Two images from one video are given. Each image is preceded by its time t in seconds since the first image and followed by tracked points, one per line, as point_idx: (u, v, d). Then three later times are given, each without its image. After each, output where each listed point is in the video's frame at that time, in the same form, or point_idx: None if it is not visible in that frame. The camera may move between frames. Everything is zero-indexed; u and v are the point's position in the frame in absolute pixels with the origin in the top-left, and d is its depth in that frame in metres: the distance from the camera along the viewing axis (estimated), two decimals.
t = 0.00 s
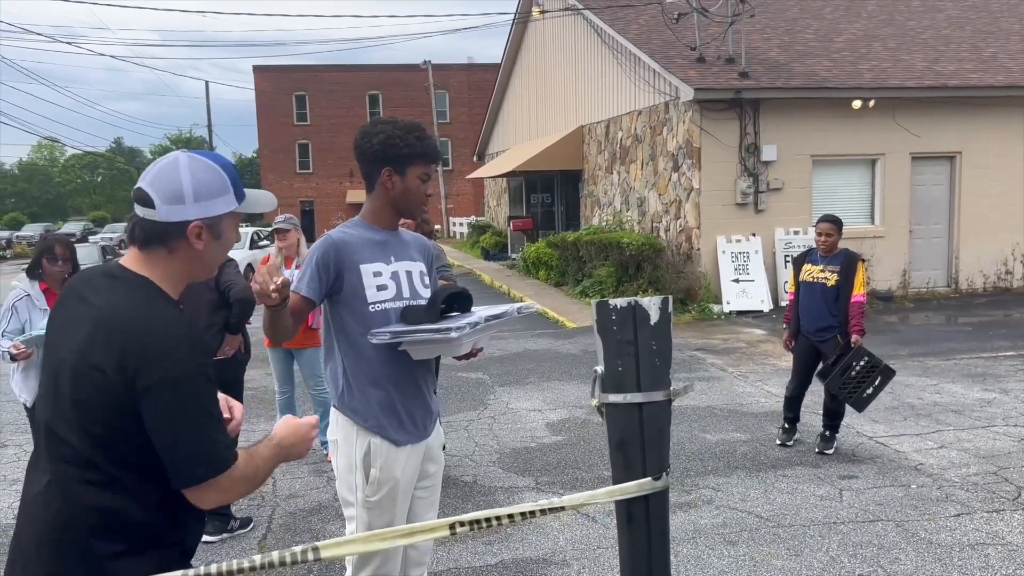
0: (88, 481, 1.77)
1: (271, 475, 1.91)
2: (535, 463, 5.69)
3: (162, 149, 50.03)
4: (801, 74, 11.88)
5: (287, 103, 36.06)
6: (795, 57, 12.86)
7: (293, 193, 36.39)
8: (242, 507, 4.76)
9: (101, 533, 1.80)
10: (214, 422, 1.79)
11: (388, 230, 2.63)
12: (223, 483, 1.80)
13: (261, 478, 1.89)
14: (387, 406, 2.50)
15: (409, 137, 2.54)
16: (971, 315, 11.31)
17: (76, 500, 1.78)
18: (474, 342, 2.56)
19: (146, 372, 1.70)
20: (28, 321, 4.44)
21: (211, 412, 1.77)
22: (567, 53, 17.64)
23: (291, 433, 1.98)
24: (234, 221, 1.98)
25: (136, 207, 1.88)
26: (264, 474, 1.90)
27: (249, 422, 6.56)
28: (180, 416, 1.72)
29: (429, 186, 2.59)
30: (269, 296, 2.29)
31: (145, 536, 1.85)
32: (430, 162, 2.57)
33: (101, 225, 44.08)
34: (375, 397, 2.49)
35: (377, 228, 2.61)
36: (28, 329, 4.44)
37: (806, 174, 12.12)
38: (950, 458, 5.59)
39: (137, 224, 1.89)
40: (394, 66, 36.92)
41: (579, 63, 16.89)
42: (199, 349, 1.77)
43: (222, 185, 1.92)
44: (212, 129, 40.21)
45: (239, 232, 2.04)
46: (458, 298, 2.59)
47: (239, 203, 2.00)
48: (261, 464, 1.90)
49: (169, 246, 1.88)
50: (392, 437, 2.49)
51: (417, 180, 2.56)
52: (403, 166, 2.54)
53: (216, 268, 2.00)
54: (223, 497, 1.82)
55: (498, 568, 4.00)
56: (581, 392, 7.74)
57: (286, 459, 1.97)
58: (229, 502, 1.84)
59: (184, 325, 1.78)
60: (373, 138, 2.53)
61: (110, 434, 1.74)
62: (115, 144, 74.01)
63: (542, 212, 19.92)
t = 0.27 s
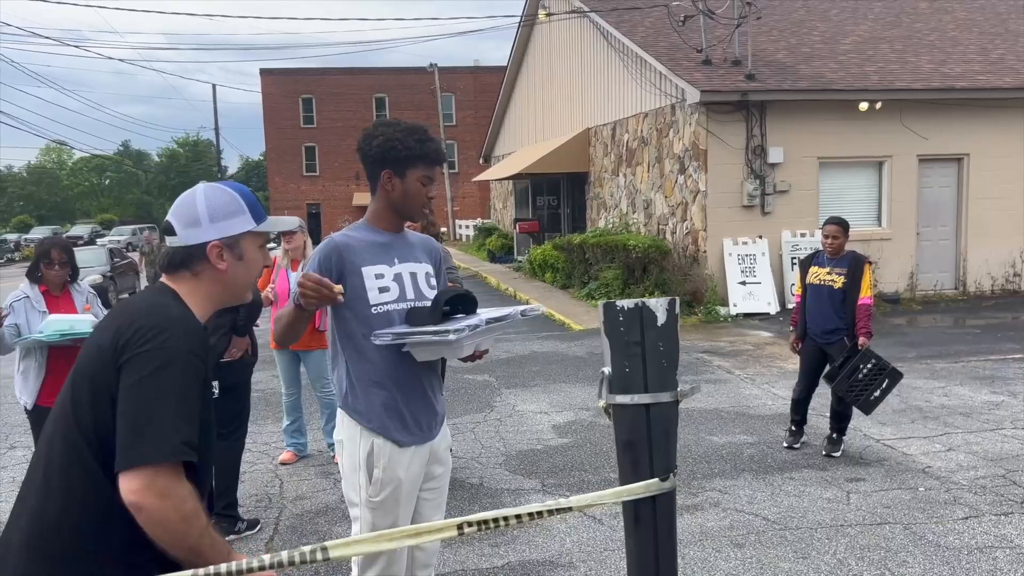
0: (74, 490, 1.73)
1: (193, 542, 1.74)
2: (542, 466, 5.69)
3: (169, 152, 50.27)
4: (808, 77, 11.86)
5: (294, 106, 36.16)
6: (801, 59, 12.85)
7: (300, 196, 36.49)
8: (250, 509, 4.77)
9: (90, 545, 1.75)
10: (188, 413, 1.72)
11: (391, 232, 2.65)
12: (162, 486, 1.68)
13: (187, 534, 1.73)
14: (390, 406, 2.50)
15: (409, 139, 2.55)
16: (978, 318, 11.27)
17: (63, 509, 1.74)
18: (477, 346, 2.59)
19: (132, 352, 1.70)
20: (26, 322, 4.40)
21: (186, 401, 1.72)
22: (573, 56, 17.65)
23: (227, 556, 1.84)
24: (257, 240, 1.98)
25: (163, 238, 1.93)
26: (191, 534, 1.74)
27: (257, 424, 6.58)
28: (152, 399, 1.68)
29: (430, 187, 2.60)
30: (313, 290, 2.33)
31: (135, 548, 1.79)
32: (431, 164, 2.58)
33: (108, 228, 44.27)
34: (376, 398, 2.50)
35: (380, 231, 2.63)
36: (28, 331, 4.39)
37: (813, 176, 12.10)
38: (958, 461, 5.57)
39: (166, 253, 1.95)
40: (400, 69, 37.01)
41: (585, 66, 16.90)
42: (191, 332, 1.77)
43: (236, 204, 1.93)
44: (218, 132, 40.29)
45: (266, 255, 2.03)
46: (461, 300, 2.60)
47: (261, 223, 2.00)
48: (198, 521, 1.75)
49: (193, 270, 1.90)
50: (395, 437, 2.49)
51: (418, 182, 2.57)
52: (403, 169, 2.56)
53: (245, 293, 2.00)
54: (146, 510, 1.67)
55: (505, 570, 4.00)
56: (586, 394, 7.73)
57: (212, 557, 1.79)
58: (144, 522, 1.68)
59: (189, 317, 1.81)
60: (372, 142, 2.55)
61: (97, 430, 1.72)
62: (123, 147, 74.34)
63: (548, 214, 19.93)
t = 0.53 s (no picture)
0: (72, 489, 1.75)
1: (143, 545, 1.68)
2: (547, 468, 5.69)
3: (176, 155, 50.43)
4: (814, 79, 11.84)
5: (300, 109, 36.24)
6: (808, 62, 12.83)
7: (305, 198, 36.56)
8: (256, 510, 4.79)
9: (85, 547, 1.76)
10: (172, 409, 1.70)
11: (392, 235, 2.67)
12: (128, 475, 1.64)
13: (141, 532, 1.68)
14: (382, 409, 2.57)
15: (401, 140, 2.56)
16: (985, 321, 11.23)
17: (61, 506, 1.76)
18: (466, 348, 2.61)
19: (128, 344, 1.71)
20: (25, 326, 4.48)
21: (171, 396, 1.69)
22: (579, 58, 17.66)
23: (183, 573, 1.77)
24: (269, 248, 1.99)
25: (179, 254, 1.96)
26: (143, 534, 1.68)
27: (263, 426, 6.60)
28: (137, 389, 1.66)
29: (426, 187, 2.61)
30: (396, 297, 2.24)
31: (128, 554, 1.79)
32: (426, 163, 2.59)
33: (115, 230, 44.40)
34: (370, 400, 2.58)
35: (379, 235, 2.66)
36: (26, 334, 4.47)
37: (819, 179, 12.08)
38: (964, 464, 5.56)
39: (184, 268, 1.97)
40: (406, 72, 37.07)
41: (591, 69, 16.90)
42: (190, 328, 1.77)
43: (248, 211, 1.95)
44: (225, 134, 40.39)
45: (282, 264, 2.04)
46: (452, 304, 2.59)
47: (274, 232, 2.01)
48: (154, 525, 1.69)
49: (208, 281, 1.92)
50: (387, 438, 2.56)
51: (413, 182, 2.57)
52: (398, 170, 2.57)
53: (262, 304, 2.00)
54: (103, 494, 1.63)
55: (510, 573, 4.01)
56: (592, 397, 7.72)
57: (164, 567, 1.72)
58: (100, 506, 1.64)
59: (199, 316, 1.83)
60: (366, 146, 2.57)
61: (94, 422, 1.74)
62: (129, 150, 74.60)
63: (554, 217, 19.94)
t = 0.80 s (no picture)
0: (80, 485, 1.80)
1: (221, 520, 1.80)
2: (555, 472, 5.69)
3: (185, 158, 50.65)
4: (822, 84, 11.82)
5: (308, 112, 36.36)
6: (816, 66, 12.80)
7: (314, 201, 36.66)
8: (264, 512, 4.80)
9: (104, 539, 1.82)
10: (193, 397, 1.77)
11: (401, 238, 2.69)
12: (179, 469, 1.72)
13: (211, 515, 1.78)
14: (389, 411, 2.58)
15: (395, 142, 2.58)
16: (995, 327, 11.18)
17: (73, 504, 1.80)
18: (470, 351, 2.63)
19: (136, 340, 1.73)
20: (28, 326, 4.51)
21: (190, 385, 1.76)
22: (587, 62, 17.66)
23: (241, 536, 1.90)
24: (242, 208, 1.98)
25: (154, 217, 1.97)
26: (214, 513, 1.78)
27: (270, 428, 6.61)
28: (159, 385, 1.71)
29: (426, 187, 2.62)
30: (435, 287, 2.29)
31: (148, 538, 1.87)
32: (423, 162, 2.59)
33: (124, 232, 44.58)
34: (377, 403, 2.59)
35: (387, 238, 2.67)
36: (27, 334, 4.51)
37: (827, 184, 12.06)
38: (974, 471, 5.53)
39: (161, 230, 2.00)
40: (414, 76, 37.16)
41: (599, 73, 16.90)
42: (190, 314, 1.80)
43: (217, 171, 1.94)
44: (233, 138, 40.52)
45: (258, 224, 2.04)
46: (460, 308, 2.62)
47: (246, 189, 2.00)
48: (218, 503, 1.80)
49: (182, 244, 1.94)
50: (394, 440, 2.57)
51: (413, 183, 2.59)
52: (397, 172, 2.58)
53: (241, 263, 2.01)
54: (160, 495, 1.71)
55: None
56: (599, 401, 7.71)
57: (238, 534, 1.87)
58: (167, 505, 1.72)
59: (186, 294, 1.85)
60: (370, 150, 2.59)
61: (106, 414, 1.77)
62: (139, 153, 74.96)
63: (561, 220, 19.94)
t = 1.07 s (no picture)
0: (88, 479, 1.82)
1: (223, 489, 1.83)
2: (561, 475, 5.69)
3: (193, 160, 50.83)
4: (831, 88, 11.80)
5: (316, 115, 36.46)
6: (825, 70, 12.78)
7: (321, 203, 36.74)
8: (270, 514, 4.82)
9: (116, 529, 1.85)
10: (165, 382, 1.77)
11: (407, 241, 2.71)
12: (167, 456, 1.73)
13: (210, 489, 1.80)
14: (393, 413, 2.59)
15: (398, 147, 2.58)
16: (1004, 332, 11.13)
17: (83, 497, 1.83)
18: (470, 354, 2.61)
19: (97, 342, 1.73)
20: (34, 328, 4.54)
21: (160, 371, 1.77)
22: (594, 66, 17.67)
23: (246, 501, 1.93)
24: (191, 187, 1.97)
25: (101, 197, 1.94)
26: (215, 486, 1.81)
27: (277, 430, 6.63)
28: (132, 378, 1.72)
29: (429, 193, 2.62)
30: (469, 290, 2.45)
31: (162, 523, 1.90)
32: (426, 169, 2.59)
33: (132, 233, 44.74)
34: (380, 405, 2.60)
35: (394, 240, 2.70)
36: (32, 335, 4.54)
37: (835, 188, 12.03)
38: (982, 477, 5.51)
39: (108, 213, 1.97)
40: (422, 79, 37.24)
41: (607, 76, 16.91)
42: (143, 305, 1.79)
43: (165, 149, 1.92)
44: (241, 140, 40.63)
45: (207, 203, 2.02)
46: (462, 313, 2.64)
47: (194, 168, 1.98)
48: (215, 476, 1.82)
49: (132, 226, 1.92)
50: (398, 443, 2.57)
51: (415, 189, 2.60)
52: (401, 177, 2.60)
53: (191, 242, 2.00)
54: (155, 482, 1.73)
55: None
56: (605, 405, 7.70)
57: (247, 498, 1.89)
58: (164, 492, 1.74)
59: (138, 285, 1.84)
60: (376, 153, 2.61)
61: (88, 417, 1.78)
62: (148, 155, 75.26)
63: (568, 223, 19.94)
